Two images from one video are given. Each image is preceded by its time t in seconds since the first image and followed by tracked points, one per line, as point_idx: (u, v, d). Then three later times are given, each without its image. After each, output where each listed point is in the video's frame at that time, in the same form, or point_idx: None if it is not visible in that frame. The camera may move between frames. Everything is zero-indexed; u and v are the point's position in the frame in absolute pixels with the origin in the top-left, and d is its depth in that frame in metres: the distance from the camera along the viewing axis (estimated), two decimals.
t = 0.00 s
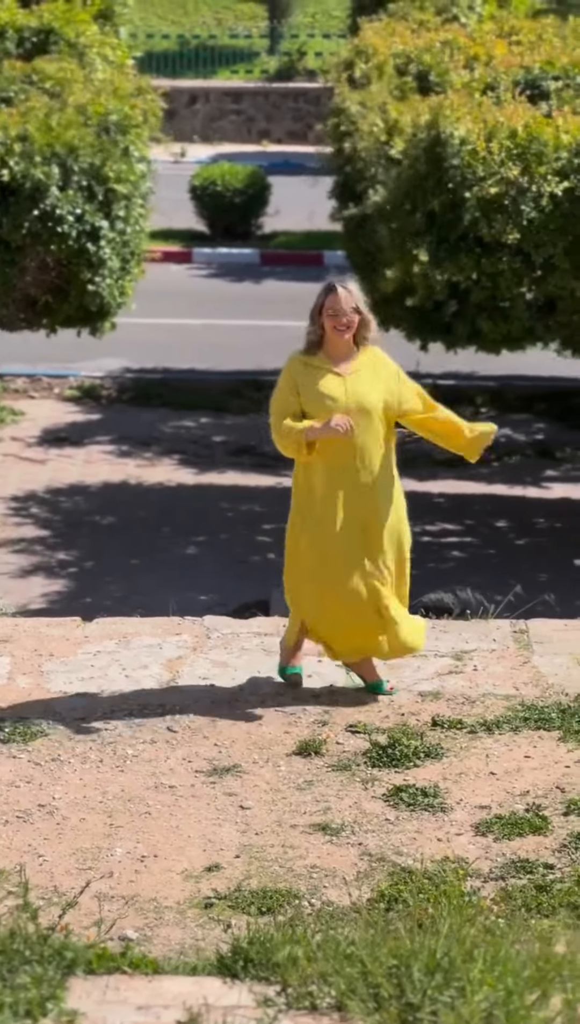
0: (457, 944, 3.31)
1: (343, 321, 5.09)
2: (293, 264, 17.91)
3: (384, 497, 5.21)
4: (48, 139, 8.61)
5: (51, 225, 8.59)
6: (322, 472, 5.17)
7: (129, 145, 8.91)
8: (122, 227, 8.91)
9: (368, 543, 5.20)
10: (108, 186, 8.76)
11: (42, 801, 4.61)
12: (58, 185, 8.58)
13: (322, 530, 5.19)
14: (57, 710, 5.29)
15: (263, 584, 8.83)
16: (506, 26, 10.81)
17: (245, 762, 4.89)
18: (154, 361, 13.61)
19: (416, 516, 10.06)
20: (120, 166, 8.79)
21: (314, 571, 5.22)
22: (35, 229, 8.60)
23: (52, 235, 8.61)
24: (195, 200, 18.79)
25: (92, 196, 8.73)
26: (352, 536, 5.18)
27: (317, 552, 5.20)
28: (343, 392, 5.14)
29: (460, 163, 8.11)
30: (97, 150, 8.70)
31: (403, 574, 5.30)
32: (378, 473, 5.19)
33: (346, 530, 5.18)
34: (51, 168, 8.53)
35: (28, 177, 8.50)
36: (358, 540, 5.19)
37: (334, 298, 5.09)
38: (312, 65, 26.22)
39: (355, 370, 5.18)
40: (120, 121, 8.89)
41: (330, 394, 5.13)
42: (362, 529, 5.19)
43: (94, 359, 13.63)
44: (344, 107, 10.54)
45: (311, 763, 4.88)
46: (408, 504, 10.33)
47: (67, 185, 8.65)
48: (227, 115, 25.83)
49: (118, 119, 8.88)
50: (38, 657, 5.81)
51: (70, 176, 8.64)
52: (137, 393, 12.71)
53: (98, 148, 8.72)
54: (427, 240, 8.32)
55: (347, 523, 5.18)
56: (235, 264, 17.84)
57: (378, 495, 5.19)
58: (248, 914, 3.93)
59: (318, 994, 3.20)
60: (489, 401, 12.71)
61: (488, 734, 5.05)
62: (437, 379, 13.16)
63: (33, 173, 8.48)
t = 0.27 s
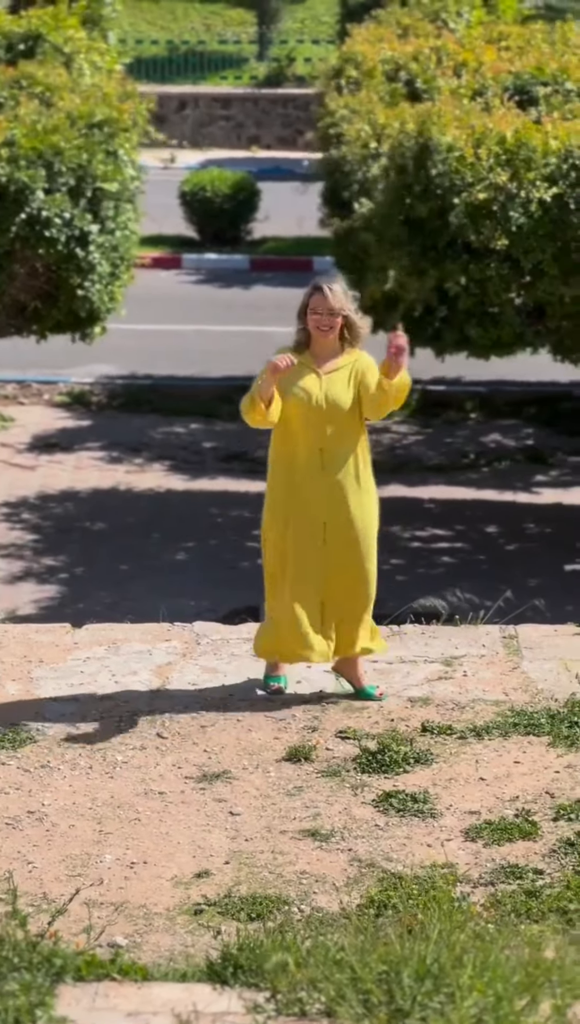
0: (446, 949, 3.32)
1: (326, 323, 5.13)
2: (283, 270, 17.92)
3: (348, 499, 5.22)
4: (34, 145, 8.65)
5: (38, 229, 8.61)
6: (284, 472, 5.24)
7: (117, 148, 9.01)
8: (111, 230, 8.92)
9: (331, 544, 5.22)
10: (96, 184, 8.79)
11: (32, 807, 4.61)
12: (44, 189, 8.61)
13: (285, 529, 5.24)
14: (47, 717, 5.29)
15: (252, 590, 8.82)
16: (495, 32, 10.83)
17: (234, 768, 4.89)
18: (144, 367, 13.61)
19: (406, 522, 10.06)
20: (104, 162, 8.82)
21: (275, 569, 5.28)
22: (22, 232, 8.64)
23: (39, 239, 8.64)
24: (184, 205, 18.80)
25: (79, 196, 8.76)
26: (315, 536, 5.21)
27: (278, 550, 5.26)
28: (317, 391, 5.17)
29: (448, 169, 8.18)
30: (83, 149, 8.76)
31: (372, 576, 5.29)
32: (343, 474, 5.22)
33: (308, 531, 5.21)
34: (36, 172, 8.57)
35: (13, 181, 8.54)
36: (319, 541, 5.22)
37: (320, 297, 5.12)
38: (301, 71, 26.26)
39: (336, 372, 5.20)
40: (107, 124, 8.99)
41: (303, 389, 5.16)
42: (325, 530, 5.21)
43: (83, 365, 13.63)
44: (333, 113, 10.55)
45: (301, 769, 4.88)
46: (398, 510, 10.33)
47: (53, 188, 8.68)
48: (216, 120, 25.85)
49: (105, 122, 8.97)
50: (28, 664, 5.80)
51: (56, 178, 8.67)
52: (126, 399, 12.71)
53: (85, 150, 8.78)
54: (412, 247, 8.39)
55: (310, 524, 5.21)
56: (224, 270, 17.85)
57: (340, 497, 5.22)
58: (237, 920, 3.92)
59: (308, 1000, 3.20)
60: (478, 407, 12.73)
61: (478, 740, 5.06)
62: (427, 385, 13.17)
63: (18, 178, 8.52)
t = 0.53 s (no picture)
0: (438, 956, 3.32)
1: (309, 322, 5.13)
2: (274, 276, 17.93)
3: (329, 500, 5.21)
4: (26, 151, 8.66)
5: (30, 234, 8.61)
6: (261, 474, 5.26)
7: (109, 155, 9.04)
8: (103, 237, 8.94)
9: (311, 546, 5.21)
10: (89, 191, 8.80)
11: (23, 814, 4.60)
12: (36, 194, 8.61)
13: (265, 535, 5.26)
14: (38, 724, 5.28)
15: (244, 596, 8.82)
16: (485, 39, 10.86)
17: (226, 774, 4.89)
18: (136, 374, 13.62)
19: (398, 529, 10.07)
20: (100, 173, 8.86)
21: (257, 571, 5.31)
22: (14, 238, 8.64)
23: (31, 244, 8.63)
24: (175, 212, 18.80)
25: (72, 203, 8.78)
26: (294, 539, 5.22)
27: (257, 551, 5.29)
28: (296, 391, 5.20)
29: (439, 175, 8.18)
30: (77, 160, 8.77)
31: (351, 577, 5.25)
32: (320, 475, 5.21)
33: (285, 533, 5.22)
34: (30, 179, 8.59)
35: (5, 187, 8.55)
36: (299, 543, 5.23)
37: (302, 298, 5.14)
38: (292, 78, 26.30)
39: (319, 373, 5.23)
40: (99, 132, 9.01)
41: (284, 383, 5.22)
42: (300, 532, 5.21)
43: (74, 372, 13.63)
44: (324, 120, 10.57)
45: (293, 775, 4.87)
46: (389, 516, 10.34)
47: (45, 195, 8.69)
48: (207, 127, 25.86)
49: (97, 129, 8.99)
50: (19, 671, 5.80)
51: (50, 185, 8.69)
52: (118, 406, 12.71)
53: (78, 159, 8.79)
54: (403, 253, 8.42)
55: (287, 524, 5.22)
56: (216, 276, 17.86)
57: (319, 498, 5.21)
58: (229, 927, 3.92)
59: (299, 1008, 3.19)
60: (469, 413, 12.74)
61: (470, 745, 5.06)
62: (418, 391, 13.18)
63: (10, 183, 8.53)
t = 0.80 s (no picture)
0: (432, 963, 3.33)
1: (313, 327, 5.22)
2: (268, 282, 17.94)
3: (335, 499, 5.25)
4: (20, 159, 8.67)
5: (26, 243, 8.61)
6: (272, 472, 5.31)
7: (104, 162, 9.10)
8: (98, 248, 8.96)
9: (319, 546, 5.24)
10: (87, 209, 8.83)
11: (17, 820, 4.60)
12: (33, 206, 8.62)
13: (272, 537, 5.29)
14: (32, 729, 5.28)
15: (238, 602, 8.82)
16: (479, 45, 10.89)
17: (221, 780, 4.89)
18: (130, 380, 13.62)
19: (392, 534, 10.08)
20: (99, 191, 8.88)
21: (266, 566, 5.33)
22: (9, 247, 8.64)
23: (26, 253, 8.64)
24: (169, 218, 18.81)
25: (69, 216, 8.79)
26: (303, 540, 5.25)
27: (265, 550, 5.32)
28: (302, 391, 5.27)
29: (427, 182, 8.22)
30: (73, 172, 8.79)
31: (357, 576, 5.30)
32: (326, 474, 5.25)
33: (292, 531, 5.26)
34: (28, 191, 8.59)
35: (4, 198, 8.54)
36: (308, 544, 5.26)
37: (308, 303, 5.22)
38: (286, 84, 26.33)
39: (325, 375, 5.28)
40: (94, 139, 9.07)
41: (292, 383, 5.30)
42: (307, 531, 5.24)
43: (68, 378, 13.63)
44: (318, 126, 10.59)
45: (287, 781, 4.87)
46: (383, 522, 10.34)
47: (43, 207, 8.69)
48: (201, 133, 25.88)
49: (92, 136, 9.06)
50: (13, 677, 5.79)
51: (48, 199, 8.69)
52: (111, 411, 12.72)
53: (75, 169, 8.82)
54: (394, 259, 8.43)
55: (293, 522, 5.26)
56: (210, 283, 17.86)
57: (327, 497, 5.24)
58: (224, 933, 3.92)
59: (293, 1013, 3.18)
60: (463, 419, 12.75)
61: (464, 751, 5.06)
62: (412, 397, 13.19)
63: (9, 194, 8.53)
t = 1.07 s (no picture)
0: (429, 968, 3.33)
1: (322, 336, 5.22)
2: (263, 288, 17.95)
3: (346, 508, 5.26)
4: (15, 166, 8.68)
5: (21, 253, 8.60)
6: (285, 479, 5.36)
7: (100, 169, 9.06)
8: (93, 254, 8.97)
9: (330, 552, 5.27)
10: (82, 217, 8.84)
11: (14, 826, 4.60)
12: (28, 215, 8.61)
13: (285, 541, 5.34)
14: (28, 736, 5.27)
15: (233, 608, 8.82)
16: (474, 51, 10.91)
17: (216, 785, 4.89)
18: (126, 386, 13.63)
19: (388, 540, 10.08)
20: (94, 200, 8.89)
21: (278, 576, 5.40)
22: (5, 256, 8.62)
23: (22, 263, 8.63)
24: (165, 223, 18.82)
25: (64, 225, 8.80)
26: (312, 546, 5.29)
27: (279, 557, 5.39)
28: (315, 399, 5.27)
29: (420, 187, 8.20)
30: (67, 177, 8.80)
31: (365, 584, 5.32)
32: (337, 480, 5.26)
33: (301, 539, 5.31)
34: (22, 199, 8.57)
35: None
36: (321, 551, 5.29)
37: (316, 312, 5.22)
38: (281, 90, 26.36)
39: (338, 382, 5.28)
40: (91, 146, 9.05)
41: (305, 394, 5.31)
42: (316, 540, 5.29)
43: (64, 384, 13.63)
44: (314, 132, 10.61)
45: (282, 787, 4.87)
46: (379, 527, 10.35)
47: (38, 214, 8.69)
48: (197, 139, 25.90)
49: (89, 143, 9.04)
50: (9, 683, 5.79)
51: (42, 206, 8.70)
52: (107, 417, 12.72)
53: (69, 174, 8.82)
54: (389, 264, 8.37)
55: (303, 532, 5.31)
56: (205, 288, 17.87)
57: (337, 505, 5.26)
58: (220, 938, 3.92)
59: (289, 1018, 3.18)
60: (458, 424, 12.76)
61: (460, 756, 5.06)
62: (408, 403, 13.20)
63: (3, 203, 8.50)
